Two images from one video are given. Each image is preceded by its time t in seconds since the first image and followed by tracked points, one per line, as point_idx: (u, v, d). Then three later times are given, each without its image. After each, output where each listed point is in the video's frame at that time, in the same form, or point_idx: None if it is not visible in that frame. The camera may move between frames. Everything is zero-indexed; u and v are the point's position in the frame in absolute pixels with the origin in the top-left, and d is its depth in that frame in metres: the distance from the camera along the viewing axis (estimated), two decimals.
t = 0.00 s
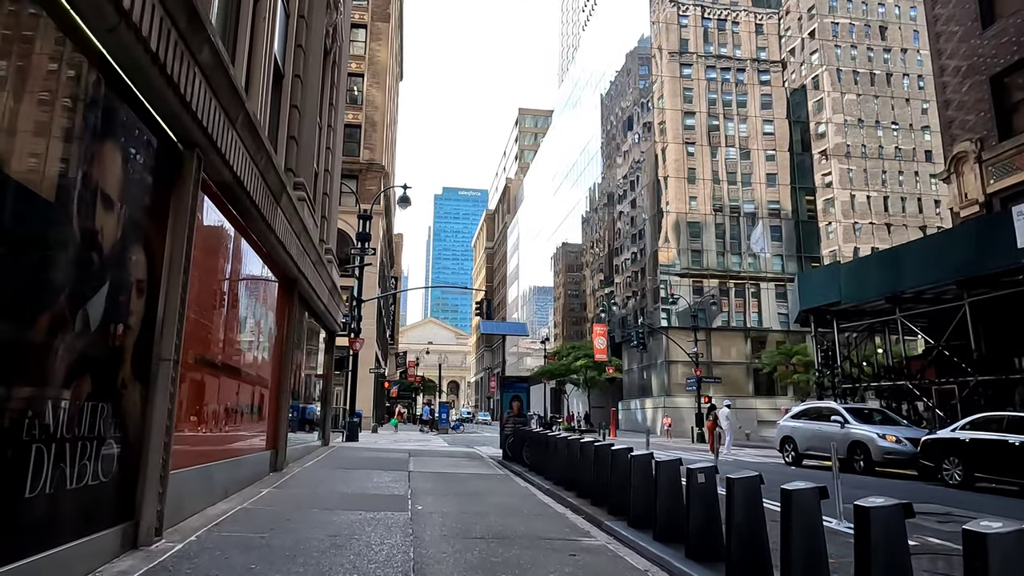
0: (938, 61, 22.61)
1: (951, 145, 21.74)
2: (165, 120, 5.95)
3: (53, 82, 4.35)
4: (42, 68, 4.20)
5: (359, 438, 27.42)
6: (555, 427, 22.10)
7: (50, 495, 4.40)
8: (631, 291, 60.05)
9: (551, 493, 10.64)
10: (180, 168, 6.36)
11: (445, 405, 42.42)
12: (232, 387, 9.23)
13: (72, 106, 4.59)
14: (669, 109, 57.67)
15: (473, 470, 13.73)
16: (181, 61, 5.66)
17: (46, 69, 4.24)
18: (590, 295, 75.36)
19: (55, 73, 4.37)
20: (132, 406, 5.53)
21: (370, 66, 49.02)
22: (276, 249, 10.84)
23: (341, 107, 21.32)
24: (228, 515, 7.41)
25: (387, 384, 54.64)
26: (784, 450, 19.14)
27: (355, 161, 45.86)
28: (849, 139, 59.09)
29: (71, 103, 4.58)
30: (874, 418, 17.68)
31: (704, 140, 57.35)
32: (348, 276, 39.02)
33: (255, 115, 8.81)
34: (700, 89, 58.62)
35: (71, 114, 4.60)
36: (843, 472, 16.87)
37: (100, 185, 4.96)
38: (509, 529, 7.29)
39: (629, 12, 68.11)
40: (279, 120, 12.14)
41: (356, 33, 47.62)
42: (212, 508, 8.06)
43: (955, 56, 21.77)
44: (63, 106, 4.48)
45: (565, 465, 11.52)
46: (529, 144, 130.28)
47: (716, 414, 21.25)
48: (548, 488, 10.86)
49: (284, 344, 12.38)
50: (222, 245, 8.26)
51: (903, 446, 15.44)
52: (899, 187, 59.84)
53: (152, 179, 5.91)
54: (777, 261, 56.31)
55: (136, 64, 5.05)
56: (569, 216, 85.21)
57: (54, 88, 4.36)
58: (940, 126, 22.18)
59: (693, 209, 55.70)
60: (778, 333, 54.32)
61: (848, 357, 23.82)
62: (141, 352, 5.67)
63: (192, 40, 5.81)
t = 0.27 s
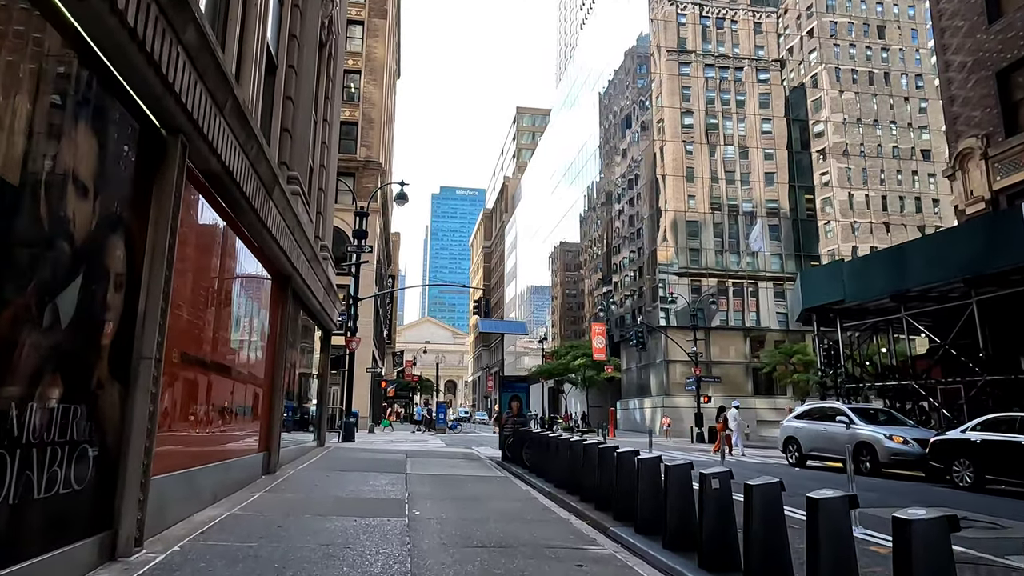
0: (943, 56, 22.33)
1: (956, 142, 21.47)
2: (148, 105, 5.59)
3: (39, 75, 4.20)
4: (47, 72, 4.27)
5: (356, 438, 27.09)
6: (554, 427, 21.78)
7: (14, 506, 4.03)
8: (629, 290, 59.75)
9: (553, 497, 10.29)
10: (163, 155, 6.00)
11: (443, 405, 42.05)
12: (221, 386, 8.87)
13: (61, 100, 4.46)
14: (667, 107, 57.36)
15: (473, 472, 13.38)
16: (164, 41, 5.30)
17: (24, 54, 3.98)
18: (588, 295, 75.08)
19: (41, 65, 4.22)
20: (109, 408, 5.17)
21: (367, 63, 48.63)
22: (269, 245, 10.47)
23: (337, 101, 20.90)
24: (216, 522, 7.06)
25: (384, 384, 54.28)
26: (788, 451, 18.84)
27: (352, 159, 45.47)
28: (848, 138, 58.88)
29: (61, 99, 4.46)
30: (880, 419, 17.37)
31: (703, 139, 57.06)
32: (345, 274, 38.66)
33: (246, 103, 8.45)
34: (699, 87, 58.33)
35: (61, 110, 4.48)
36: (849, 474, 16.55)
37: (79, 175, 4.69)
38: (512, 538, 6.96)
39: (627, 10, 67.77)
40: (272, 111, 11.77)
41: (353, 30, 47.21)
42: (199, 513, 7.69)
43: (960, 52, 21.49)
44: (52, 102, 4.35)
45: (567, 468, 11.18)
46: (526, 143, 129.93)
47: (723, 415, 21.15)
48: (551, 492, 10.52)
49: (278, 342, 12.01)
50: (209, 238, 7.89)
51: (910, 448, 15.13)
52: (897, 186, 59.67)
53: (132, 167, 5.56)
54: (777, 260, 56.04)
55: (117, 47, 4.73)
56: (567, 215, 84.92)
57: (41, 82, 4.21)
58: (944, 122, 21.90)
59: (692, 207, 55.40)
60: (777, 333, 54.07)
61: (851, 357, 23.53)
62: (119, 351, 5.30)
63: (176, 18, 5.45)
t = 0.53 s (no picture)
0: (947, 52, 22.08)
1: (960, 138, 21.21)
2: (128, 87, 5.25)
3: (28, 68, 4.08)
4: (37, 65, 4.16)
5: (352, 438, 26.73)
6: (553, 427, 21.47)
7: None
8: (627, 289, 59.46)
9: (555, 501, 9.94)
10: (146, 143, 5.65)
11: (439, 404, 41.70)
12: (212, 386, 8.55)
13: (49, 95, 4.34)
14: (665, 105, 57.05)
15: (471, 474, 13.04)
16: (145, 16, 4.96)
17: None
18: (585, 294, 74.77)
19: (31, 59, 4.11)
20: (86, 409, 4.85)
21: (364, 59, 48.22)
22: (261, 240, 10.11)
23: (333, 93, 20.48)
24: (203, 530, 6.71)
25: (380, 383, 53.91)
26: (791, 451, 18.56)
27: (348, 156, 45.07)
28: (845, 137, 58.69)
29: (50, 93, 4.34)
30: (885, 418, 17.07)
31: (701, 137, 56.79)
32: (341, 272, 38.29)
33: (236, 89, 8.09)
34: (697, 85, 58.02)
35: (49, 104, 4.35)
36: (855, 475, 16.25)
37: (57, 164, 4.44)
38: (515, 546, 6.64)
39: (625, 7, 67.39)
40: (265, 102, 11.41)
41: (349, 26, 46.75)
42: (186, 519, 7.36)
43: (964, 47, 21.23)
44: (41, 96, 4.23)
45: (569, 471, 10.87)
46: (523, 142, 129.55)
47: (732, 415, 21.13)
48: (553, 495, 10.19)
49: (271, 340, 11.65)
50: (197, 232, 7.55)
51: (917, 449, 14.85)
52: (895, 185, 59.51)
53: (111, 152, 5.21)
54: (775, 260, 55.79)
55: (98, 30, 4.47)
56: (564, 214, 84.59)
57: (30, 75, 4.09)
58: (949, 118, 21.63)
59: (690, 206, 55.10)
60: (774, 332, 53.85)
61: (854, 356, 23.26)
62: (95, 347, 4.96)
63: None
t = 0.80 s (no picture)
0: (949, 47, 21.85)
1: (963, 134, 20.98)
2: (106, 65, 4.92)
3: (18, 62, 4.03)
4: (27, 60, 4.12)
5: (348, 438, 26.41)
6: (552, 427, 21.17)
7: None
8: (624, 288, 59.22)
9: (556, 503, 9.65)
10: (126, 125, 5.29)
11: (436, 404, 41.32)
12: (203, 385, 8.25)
13: (39, 92, 4.29)
14: (662, 103, 56.78)
15: (469, 475, 12.73)
16: None
17: None
18: (581, 293, 74.50)
19: (21, 54, 4.07)
20: (59, 408, 4.52)
21: (359, 56, 47.85)
22: (253, 234, 9.74)
23: (329, 87, 20.14)
24: (190, 536, 6.37)
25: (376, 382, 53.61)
26: (793, 452, 18.33)
27: (343, 154, 44.72)
28: (842, 136, 58.50)
29: (40, 89, 4.29)
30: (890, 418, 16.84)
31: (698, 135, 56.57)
32: (336, 270, 37.92)
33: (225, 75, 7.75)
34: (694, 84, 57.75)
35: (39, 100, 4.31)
36: (859, 476, 16.03)
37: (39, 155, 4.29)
38: (518, 553, 6.34)
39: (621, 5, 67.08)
40: (257, 91, 11.06)
41: (345, 22, 46.36)
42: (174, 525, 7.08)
43: (967, 42, 21.00)
44: (29, 92, 4.18)
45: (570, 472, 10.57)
46: (520, 141, 129.26)
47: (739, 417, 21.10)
48: (555, 497, 9.90)
49: (262, 337, 11.26)
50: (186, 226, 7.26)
51: (923, 449, 14.63)
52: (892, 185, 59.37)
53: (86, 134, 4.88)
54: (772, 258, 55.55)
55: (76, 6, 4.20)
56: (560, 213, 84.32)
57: (18, 69, 4.04)
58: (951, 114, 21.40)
59: (687, 205, 54.85)
60: (771, 331, 53.62)
61: (856, 354, 23.05)
62: (68, 341, 4.62)
63: None
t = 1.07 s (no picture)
0: (952, 42, 21.63)
1: (966, 130, 20.76)
2: (85, 44, 4.61)
3: (8, 60, 4.00)
4: (17, 53, 4.06)
5: (343, 437, 26.09)
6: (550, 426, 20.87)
7: None
8: (622, 287, 59.01)
9: (557, 505, 9.38)
10: (105, 106, 4.98)
11: (433, 403, 41.05)
12: (194, 384, 8.06)
13: (30, 89, 4.25)
14: (659, 101, 56.49)
15: (467, 475, 12.46)
16: None
17: None
18: (578, 292, 74.24)
19: (12, 49, 4.03)
20: (31, 406, 4.24)
21: (355, 52, 47.57)
22: (244, 227, 9.42)
23: (324, 82, 19.81)
24: (174, 542, 6.06)
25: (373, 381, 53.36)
26: (795, 451, 18.11)
27: (339, 151, 44.38)
28: (839, 135, 58.35)
29: (31, 86, 4.24)
30: (895, 417, 16.56)
31: (695, 133, 56.36)
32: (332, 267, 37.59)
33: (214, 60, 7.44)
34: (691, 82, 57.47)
35: (31, 97, 4.26)
36: (863, 476, 15.79)
37: (23, 148, 4.18)
38: (520, 558, 6.06)
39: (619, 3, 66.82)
40: (248, 82, 10.76)
41: (341, 18, 46.04)
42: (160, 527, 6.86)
43: (970, 37, 20.79)
44: (19, 88, 4.13)
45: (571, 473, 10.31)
46: (517, 139, 129.09)
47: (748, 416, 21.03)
48: (555, 498, 9.63)
49: (254, 333, 10.95)
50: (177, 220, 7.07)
51: (928, 448, 14.34)
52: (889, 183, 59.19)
53: (59, 115, 4.57)
54: (769, 257, 55.33)
55: None
56: (557, 212, 84.07)
57: (8, 66, 4.01)
58: (954, 110, 21.19)
59: (684, 203, 54.61)
60: (768, 330, 53.41)
61: (857, 352, 22.86)
62: (39, 335, 4.33)
63: None
